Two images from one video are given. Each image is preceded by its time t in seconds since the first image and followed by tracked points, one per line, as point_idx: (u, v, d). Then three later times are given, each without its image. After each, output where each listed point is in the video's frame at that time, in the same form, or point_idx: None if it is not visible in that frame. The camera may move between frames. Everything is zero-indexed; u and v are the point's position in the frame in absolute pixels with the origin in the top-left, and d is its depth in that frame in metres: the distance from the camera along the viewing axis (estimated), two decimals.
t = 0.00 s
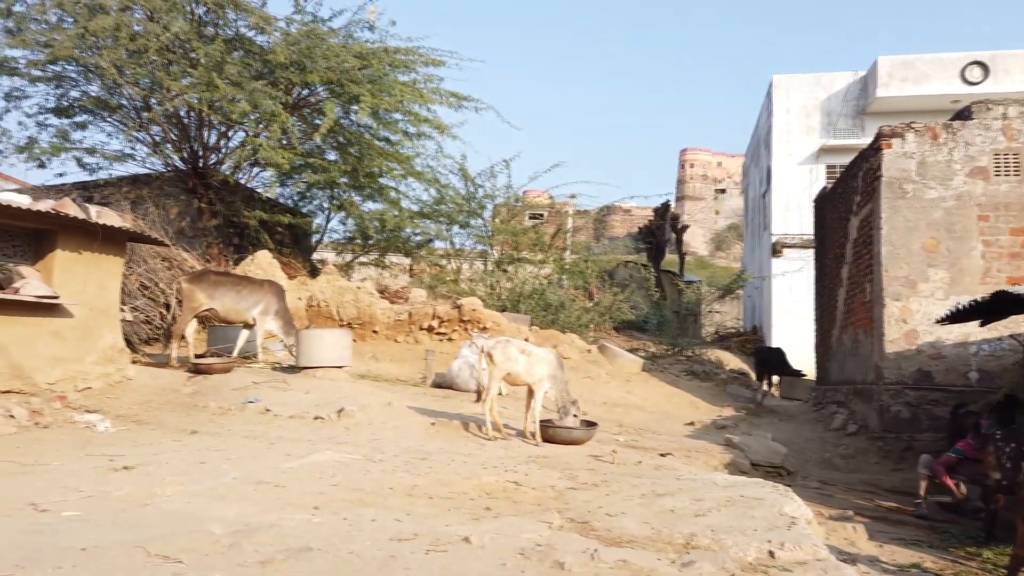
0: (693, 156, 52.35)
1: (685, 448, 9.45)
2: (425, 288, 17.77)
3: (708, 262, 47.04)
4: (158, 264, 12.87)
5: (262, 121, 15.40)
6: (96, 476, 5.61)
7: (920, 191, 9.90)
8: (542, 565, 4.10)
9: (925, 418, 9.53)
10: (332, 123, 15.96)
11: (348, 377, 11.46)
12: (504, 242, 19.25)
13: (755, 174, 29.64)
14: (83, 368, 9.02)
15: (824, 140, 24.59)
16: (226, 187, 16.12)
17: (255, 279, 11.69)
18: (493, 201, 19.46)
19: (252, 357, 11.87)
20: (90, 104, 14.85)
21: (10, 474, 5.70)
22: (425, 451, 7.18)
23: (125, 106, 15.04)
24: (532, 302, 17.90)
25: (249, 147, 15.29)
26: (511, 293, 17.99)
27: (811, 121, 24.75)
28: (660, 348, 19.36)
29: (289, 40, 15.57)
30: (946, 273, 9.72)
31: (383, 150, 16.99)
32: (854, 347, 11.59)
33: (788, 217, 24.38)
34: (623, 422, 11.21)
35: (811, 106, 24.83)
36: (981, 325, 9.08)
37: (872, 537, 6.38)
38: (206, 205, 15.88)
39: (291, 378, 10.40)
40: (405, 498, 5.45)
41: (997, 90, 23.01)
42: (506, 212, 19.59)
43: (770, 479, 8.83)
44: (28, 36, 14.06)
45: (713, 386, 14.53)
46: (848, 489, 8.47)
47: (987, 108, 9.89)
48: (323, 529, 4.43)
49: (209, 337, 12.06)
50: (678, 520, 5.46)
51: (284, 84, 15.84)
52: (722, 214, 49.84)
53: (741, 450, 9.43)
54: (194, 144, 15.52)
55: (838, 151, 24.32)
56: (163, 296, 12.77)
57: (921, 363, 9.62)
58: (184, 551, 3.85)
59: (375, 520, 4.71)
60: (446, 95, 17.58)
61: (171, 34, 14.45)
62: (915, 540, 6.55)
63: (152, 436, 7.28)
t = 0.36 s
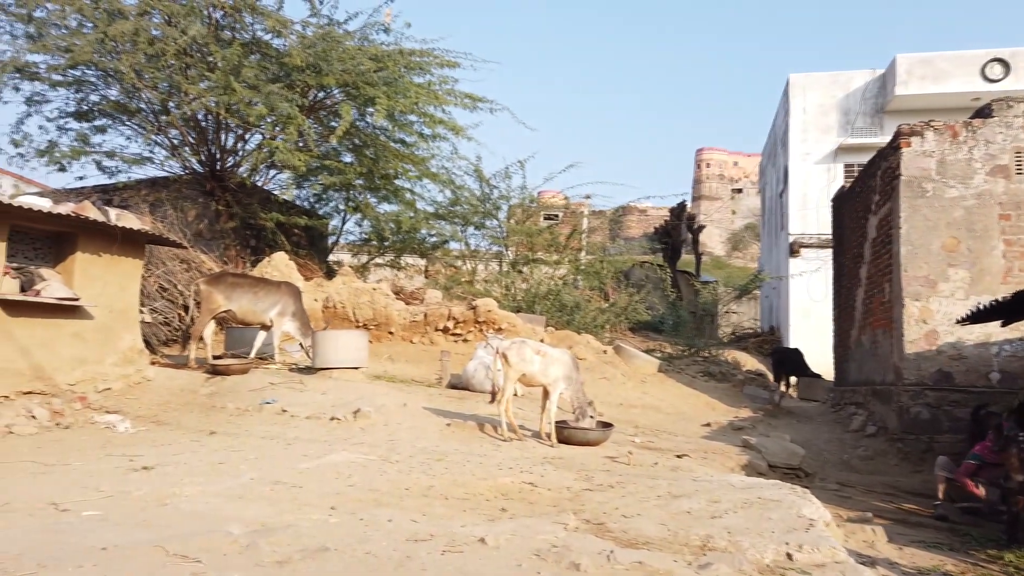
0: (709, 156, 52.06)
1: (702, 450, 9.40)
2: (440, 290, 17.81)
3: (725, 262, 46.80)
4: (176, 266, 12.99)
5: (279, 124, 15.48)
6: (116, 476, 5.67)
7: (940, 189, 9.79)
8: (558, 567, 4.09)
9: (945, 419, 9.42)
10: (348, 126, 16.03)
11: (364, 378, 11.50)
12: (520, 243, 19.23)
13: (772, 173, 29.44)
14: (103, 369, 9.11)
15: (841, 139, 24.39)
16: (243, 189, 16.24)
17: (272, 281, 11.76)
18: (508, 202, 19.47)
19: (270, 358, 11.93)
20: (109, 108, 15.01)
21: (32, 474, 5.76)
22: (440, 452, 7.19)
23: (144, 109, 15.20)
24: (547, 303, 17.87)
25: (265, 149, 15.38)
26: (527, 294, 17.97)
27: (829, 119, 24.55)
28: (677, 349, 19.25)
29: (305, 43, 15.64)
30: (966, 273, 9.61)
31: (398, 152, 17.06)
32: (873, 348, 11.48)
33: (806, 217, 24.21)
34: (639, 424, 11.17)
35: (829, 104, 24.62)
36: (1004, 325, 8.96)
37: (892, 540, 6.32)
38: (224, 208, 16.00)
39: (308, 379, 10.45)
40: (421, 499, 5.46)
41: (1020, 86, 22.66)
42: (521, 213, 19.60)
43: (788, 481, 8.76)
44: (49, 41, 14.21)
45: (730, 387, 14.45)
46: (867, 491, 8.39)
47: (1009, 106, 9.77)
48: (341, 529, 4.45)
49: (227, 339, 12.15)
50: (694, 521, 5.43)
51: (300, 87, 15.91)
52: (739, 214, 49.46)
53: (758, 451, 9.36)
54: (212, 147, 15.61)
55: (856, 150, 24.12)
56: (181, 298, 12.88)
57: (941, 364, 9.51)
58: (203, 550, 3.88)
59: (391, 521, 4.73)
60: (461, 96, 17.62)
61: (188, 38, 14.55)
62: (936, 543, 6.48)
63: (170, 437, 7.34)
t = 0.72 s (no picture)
0: (724, 156, 51.81)
1: (717, 451, 9.35)
2: (454, 291, 17.83)
3: (740, 262, 46.54)
4: (192, 268, 13.08)
5: (293, 126, 15.55)
6: (134, 476, 5.72)
7: (957, 189, 9.70)
8: (572, 568, 4.09)
9: (963, 421, 9.32)
10: (362, 128, 16.09)
11: (379, 379, 11.53)
12: (534, 244, 19.20)
13: (788, 173, 29.26)
14: (120, 370, 9.19)
15: (857, 138, 24.20)
16: (259, 192, 16.34)
17: (287, 283, 11.81)
18: (522, 203, 19.46)
19: (285, 359, 12.00)
20: (127, 111, 15.16)
21: (52, 474, 5.83)
22: (454, 453, 7.20)
23: (161, 112, 15.34)
24: (560, 304, 17.83)
25: (280, 151, 15.46)
26: (540, 295, 17.92)
27: (845, 119, 24.37)
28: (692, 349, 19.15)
29: (319, 46, 15.68)
30: (985, 273, 9.52)
31: (412, 153, 17.11)
32: (890, 349, 11.39)
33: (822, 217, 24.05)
34: (653, 425, 11.13)
35: (845, 103, 24.43)
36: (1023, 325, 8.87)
37: (909, 543, 6.26)
38: (239, 210, 16.10)
39: (322, 380, 10.49)
40: (435, 500, 5.46)
41: None
42: (535, 214, 19.60)
43: (804, 482, 8.69)
44: (67, 45, 14.35)
45: (745, 389, 14.36)
46: (884, 494, 8.32)
47: None
48: (355, 530, 4.47)
49: (243, 340, 12.22)
50: (709, 523, 5.41)
51: (315, 89, 15.98)
52: (754, 214, 49.12)
53: (774, 453, 9.30)
54: (227, 150, 15.71)
55: (873, 149, 23.93)
56: (197, 299, 12.96)
57: (959, 365, 9.43)
58: (219, 550, 3.91)
59: (405, 521, 4.74)
60: (474, 97, 17.64)
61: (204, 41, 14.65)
62: (954, 545, 6.41)
63: (187, 437, 7.40)
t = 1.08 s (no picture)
0: (736, 157, 51.56)
1: (730, 454, 9.30)
2: (465, 292, 17.84)
3: (753, 264, 46.31)
4: (205, 270, 13.15)
5: (306, 129, 15.60)
6: (148, 476, 5.76)
7: (973, 190, 9.62)
8: (584, 570, 4.08)
9: (979, 424, 9.21)
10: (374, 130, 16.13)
11: (391, 381, 11.55)
12: (545, 245, 19.17)
13: (801, 175, 29.13)
14: (134, 372, 9.26)
15: (871, 138, 24.04)
16: (271, 194, 16.43)
17: (300, 284, 11.86)
18: (533, 205, 19.45)
19: (298, 360, 12.04)
20: (141, 115, 15.28)
21: (68, 474, 5.89)
22: (466, 455, 7.21)
23: (175, 115, 15.45)
24: (572, 305, 17.79)
25: (293, 154, 15.52)
26: (552, 296, 17.87)
27: (858, 119, 24.21)
28: (704, 351, 19.07)
29: (331, 48, 15.72)
30: (1001, 274, 9.44)
31: (424, 155, 17.14)
32: (905, 350, 11.30)
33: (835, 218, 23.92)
34: (665, 427, 11.09)
35: (858, 103, 24.27)
36: None
37: (924, 546, 6.21)
38: (252, 212, 16.18)
39: (334, 381, 10.52)
40: (447, 501, 5.47)
41: None
42: (546, 216, 19.59)
43: (818, 485, 8.63)
44: (83, 49, 14.47)
45: (758, 391, 14.29)
46: (899, 497, 8.26)
47: None
48: (367, 531, 4.48)
49: (256, 341, 12.27)
50: (722, 526, 5.38)
51: (327, 92, 16.03)
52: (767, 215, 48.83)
53: (788, 456, 9.24)
54: (240, 152, 15.79)
55: (886, 149, 23.75)
56: (211, 301, 13.03)
57: (975, 366, 9.35)
58: (232, 551, 3.93)
59: (417, 523, 4.74)
60: (486, 99, 17.65)
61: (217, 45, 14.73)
62: (970, 549, 6.36)
63: (200, 438, 7.45)
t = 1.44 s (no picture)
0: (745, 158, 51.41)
1: (739, 456, 9.27)
2: (473, 294, 17.85)
3: (761, 266, 46.16)
4: (214, 272, 13.20)
5: (314, 131, 15.63)
6: (158, 477, 5.79)
7: (983, 191, 9.57)
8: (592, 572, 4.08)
9: (991, 427, 9.13)
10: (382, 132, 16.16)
11: (399, 382, 11.56)
12: (553, 247, 19.14)
13: (810, 176, 29.02)
14: (144, 373, 9.31)
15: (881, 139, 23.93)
16: (280, 196, 16.48)
17: (308, 286, 11.89)
18: (541, 207, 19.44)
19: (306, 362, 12.07)
20: (151, 117, 15.36)
21: (78, 475, 5.93)
22: (473, 456, 7.20)
23: (184, 118, 15.53)
24: (580, 307, 17.78)
25: (301, 156, 15.57)
26: (560, 298, 17.90)
27: (867, 120, 24.12)
28: (712, 353, 19.01)
29: (340, 51, 15.75)
30: (1012, 276, 9.38)
31: (431, 157, 17.18)
32: (915, 353, 11.24)
33: (844, 219, 23.82)
34: (673, 429, 11.07)
35: (867, 104, 24.18)
36: None
37: (935, 550, 6.17)
38: (261, 214, 16.24)
39: (342, 383, 10.54)
40: (454, 503, 5.47)
41: None
42: (554, 218, 19.58)
43: (827, 488, 8.60)
44: (93, 53, 14.56)
45: (767, 393, 14.24)
46: (909, 500, 8.21)
47: None
48: (375, 532, 4.49)
49: (264, 343, 12.31)
50: (730, 528, 5.37)
51: (335, 94, 16.08)
52: (776, 217, 48.61)
53: (797, 458, 9.20)
54: (249, 155, 15.85)
55: (896, 150, 23.64)
56: (220, 303, 13.07)
57: (986, 369, 9.30)
58: (242, 551, 3.95)
59: (425, 524, 4.75)
60: (494, 101, 17.66)
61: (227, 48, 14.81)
62: (980, 552, 6.32)
63: (209, 439, 7.47)
